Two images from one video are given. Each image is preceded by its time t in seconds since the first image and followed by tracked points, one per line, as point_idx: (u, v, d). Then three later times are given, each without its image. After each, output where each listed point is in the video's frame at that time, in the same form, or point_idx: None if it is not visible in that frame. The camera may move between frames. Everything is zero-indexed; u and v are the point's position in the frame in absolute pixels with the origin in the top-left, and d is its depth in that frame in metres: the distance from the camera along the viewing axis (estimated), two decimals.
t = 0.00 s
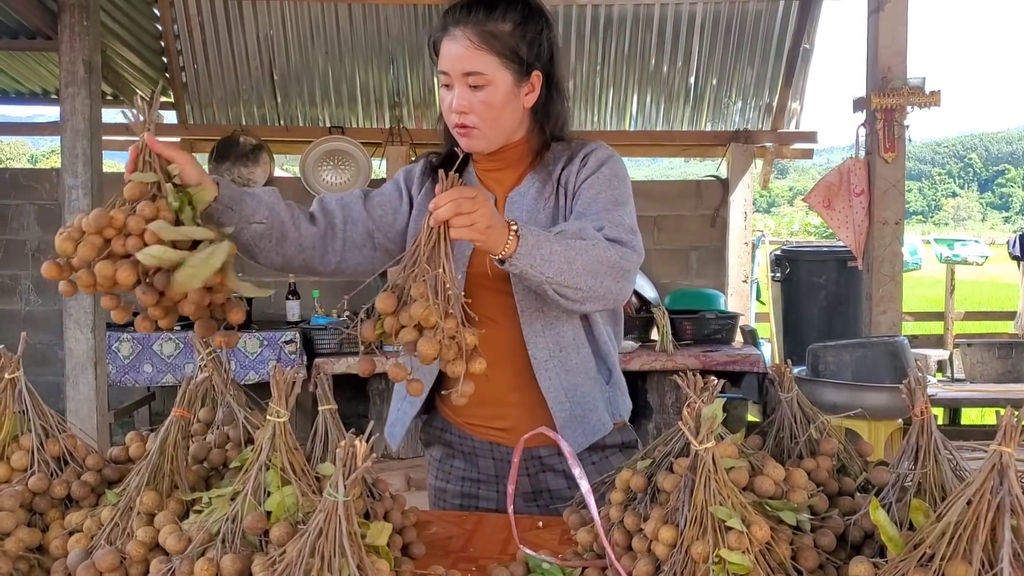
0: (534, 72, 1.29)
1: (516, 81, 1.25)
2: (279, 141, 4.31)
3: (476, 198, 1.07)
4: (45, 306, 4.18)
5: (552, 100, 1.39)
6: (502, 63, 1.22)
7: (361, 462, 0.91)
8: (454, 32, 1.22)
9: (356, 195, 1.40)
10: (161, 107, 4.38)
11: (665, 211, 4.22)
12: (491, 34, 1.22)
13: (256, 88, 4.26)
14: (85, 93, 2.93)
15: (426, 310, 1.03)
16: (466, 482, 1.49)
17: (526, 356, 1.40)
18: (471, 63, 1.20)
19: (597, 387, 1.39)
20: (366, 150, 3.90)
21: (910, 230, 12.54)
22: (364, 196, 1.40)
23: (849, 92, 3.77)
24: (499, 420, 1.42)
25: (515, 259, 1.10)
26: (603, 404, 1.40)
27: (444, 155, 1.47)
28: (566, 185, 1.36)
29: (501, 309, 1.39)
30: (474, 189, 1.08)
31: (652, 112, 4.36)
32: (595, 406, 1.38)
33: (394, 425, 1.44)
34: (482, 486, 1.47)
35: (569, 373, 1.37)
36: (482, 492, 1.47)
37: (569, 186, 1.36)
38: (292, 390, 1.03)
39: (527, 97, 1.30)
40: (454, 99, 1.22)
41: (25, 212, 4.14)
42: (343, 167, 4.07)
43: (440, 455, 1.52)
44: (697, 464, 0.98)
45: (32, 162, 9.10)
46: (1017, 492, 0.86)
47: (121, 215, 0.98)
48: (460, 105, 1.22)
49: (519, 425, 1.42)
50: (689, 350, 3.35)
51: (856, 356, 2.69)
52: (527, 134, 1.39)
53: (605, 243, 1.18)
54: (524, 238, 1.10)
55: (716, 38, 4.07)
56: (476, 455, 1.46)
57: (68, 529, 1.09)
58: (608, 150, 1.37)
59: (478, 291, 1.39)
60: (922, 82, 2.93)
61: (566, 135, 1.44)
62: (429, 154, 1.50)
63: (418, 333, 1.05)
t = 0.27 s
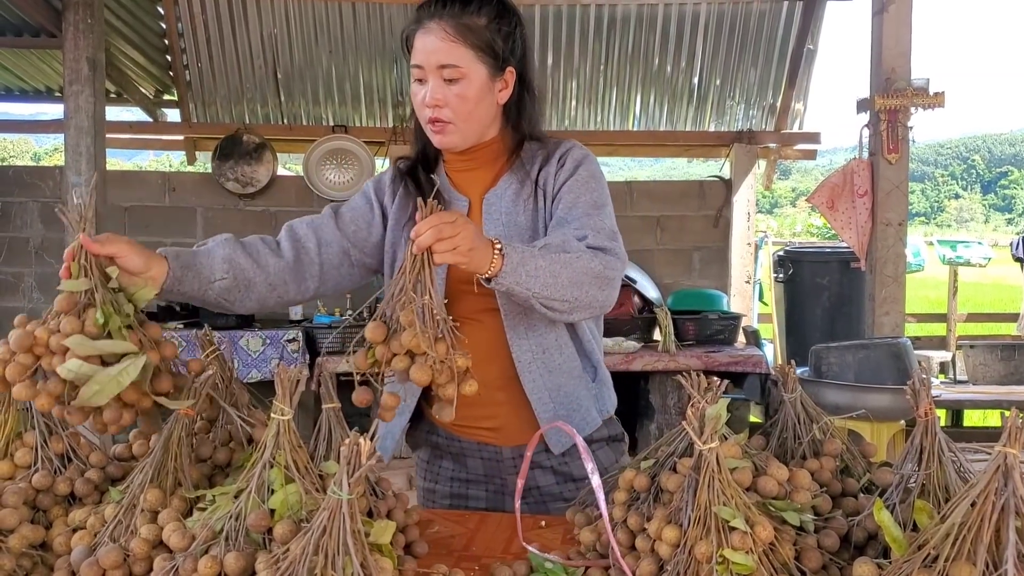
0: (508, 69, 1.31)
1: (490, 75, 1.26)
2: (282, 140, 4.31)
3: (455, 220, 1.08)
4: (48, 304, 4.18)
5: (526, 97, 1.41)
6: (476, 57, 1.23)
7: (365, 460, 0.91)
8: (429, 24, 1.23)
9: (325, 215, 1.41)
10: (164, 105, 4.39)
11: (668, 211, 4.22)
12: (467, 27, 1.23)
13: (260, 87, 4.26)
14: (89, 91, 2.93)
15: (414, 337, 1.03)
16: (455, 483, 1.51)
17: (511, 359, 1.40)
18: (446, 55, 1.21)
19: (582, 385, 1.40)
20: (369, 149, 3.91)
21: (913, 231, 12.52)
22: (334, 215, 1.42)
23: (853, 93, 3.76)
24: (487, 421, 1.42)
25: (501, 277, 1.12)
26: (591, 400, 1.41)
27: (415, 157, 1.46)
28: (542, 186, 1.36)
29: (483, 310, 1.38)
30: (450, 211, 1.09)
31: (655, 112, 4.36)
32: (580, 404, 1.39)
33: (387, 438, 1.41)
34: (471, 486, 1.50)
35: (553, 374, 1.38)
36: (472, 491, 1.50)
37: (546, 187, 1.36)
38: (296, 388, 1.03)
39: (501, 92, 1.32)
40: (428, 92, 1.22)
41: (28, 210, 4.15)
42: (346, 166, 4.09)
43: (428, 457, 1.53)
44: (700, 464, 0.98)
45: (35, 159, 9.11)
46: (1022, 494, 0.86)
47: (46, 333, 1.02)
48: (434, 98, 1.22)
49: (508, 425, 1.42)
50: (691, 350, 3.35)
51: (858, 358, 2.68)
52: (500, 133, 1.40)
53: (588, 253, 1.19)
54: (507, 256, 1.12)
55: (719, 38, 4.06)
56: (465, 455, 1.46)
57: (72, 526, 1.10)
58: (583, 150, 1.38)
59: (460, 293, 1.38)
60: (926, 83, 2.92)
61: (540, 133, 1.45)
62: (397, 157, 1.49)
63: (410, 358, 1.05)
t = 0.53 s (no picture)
0: (479, 69, 1.30)
1: (463, 77, 1.25)
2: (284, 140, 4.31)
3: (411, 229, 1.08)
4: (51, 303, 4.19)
5: (500, 96, 1.40)
6: (448, 60, 1.23)
7: (368, 459, 0.90)
8: (397, 31, 1.22)
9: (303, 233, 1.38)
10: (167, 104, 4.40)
11: (670, 211, 4.22)
12: (436, 31, 1.22)
13: (262, 86, 4.27)
14: (92, 90, 2.93)
15: (369, 350, 1.03)
16: (445, 487, 1.52)
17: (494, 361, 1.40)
18: (417, 62, 1.20)
19: (568, 382, 1.39)
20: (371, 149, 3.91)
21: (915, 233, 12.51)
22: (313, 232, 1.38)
23: (857, 94, 3.76)
24: (478, 421, 1.43)
25: (469, 283, 1.13)
26: (579, 396, 1.40)
27: (391, 163, 1.44)
28: (519, 184, 1.37)
29: (466, 312, 1.38)
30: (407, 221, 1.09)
31: (658, 113, 4.35)
32: (565, 400, 1.39)
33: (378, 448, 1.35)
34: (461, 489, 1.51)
35: (535, 371, 1.37)
36: (462, 495, 1.51)
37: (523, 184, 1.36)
38: (299, 387, 1.03)
39: (474, 94, 1.31)
40: (402, 100, 1.22)
41: (31, 208, 4.15)
42: (348, 166, 4.08)
43: (416, 462, 1.54)
44: (702, 466, 0.97)
45: (39, 158, 9.13)
46: None
47: (42, 456, 1.08)
48: (409, 105, 1.22)
49: (498, 425, 1.43)
50: (693, 351, 3.35)
51: (860, 359, 2.68)
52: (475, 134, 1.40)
53: (558, 254, 1.19)
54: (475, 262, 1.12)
55: (722, 39, 4.06)
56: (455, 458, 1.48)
57: (74, 526, 1.10)
58: (558, 145, 1.38)
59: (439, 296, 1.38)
60: (930, 84, 2.92)
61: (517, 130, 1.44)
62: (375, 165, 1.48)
63: (374, 370, 1.04)
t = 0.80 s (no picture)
0: (469, 71, 1.29)
1: (453, 81, 1.25)
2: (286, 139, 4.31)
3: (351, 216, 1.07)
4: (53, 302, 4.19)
5: (492, 96, 1.39)
6: (436, 65, 1.22)
7: (369, 459, 0.90)
8: (384, 37, 1.21)
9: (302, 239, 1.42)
10: (169, 104, 4.40)
11: (672, 212, 4.21)
12: (422, 36, 1.21)
13: (264, 86, 4.27)
14: (94, 90, 2.93)
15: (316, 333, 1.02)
16: (441, 487, 1.52)
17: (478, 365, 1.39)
18: (404, 68, 1.20)
19: (552, 380, 1.38)
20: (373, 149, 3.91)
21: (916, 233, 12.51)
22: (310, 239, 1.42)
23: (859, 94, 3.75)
24: (471, 423, 1.43)
25: (422, 270, 1.08)
26: (566, 395, 1.39)
27: (382, 169, 1.46)
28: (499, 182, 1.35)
29: (450, 315, 1.38)
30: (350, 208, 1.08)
31: (660, 113, 4.35)
32: (550, 399, 1.38)
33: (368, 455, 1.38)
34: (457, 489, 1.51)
35: (518, 369, 1.36)
36: (459, 495, 1.52)
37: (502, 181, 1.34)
38: (301, 388, 1.04)
39: (464, 96, 1.31)
40: (392, 106, 1.23)
41: (33, 207, 4.16)
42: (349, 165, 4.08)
43: (413, 463, 1.54)
44: (704, 466, 0.97)
45: (40, 156, 9.14)
46: None
47: (43, 458, 1.07)
48: (399, 111, 1.22)
49: (491, 426, 1.43)
50: (695, 351, 3.35)
51: (863, 359, 2.67)
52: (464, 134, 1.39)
53: (519, 240, 1.14)
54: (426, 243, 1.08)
55: (725, 39, 4.05)
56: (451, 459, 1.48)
57: (75, 525, 1.10)
58: (541, 141, 1.35)
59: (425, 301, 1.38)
60: (932, 85, 2.91)
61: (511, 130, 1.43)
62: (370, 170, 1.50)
63: (324, 357, 1.03)
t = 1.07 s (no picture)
0: (460, 74, 1.28)
1: (443, 85, 1.25)
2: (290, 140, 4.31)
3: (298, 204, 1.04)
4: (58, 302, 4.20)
5: (487, 97, 1.37)
6: (424, 70, 1.22)
7: (373, 459, 0.90)
8: (373, 45, 1.21)
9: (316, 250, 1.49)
10: (173, 104, 4.41)
11: (675, 212, 4.21)
12: (410, 43, 1.20)
13: (268, 86, 4.27)
14: (98, 89, 2.94)
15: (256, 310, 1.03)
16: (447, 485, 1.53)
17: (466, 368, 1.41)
18: (393, 75, 1.20)
19: (540, 378, 1.36)
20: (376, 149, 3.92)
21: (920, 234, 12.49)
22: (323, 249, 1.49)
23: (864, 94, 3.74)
24: (467, 425, 1.44)
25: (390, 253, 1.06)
26: (555, 392, 1.37)
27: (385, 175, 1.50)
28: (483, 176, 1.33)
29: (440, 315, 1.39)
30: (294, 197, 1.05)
31: (664, 113, 4.34)
32: (537, 397, 1.36)
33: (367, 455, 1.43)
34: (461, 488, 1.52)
35: (504, 367, 1.35)
36: (463, 494, 1.52)
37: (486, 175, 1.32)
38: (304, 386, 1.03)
39: (457, 98, 1.30)
40: (385, 113, 1.23)
41: (37, 207, 4.16)
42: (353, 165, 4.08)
43: (418, 461, 1.55)
44: (709, 466, 0.97)
45: (43, 156, 9.15)
46: None
47: (48, 458, 1.08)
48: (392, 118, 1.23)
49: (486, 427, 1.43)
50: (698, 351, 3.34)
51: (867, 360, 2.67)
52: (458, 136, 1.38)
53: (483, 217, 1.10)
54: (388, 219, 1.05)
55: (729, 39, 4.05)
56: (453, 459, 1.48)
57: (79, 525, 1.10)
58: (533, 138, 1.32)
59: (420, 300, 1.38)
60: (937, 85, 2.91)
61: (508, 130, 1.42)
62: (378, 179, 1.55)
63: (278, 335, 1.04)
